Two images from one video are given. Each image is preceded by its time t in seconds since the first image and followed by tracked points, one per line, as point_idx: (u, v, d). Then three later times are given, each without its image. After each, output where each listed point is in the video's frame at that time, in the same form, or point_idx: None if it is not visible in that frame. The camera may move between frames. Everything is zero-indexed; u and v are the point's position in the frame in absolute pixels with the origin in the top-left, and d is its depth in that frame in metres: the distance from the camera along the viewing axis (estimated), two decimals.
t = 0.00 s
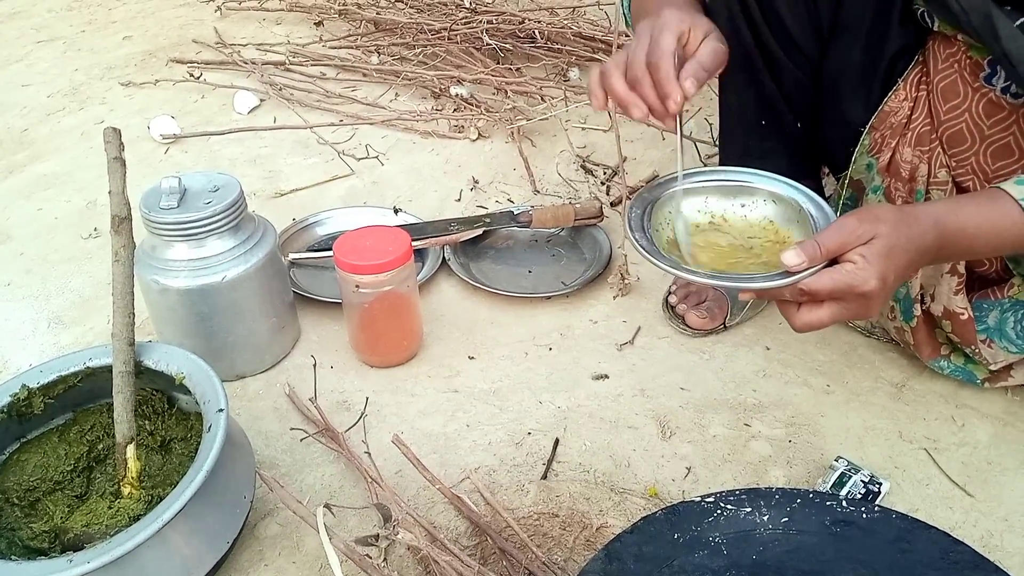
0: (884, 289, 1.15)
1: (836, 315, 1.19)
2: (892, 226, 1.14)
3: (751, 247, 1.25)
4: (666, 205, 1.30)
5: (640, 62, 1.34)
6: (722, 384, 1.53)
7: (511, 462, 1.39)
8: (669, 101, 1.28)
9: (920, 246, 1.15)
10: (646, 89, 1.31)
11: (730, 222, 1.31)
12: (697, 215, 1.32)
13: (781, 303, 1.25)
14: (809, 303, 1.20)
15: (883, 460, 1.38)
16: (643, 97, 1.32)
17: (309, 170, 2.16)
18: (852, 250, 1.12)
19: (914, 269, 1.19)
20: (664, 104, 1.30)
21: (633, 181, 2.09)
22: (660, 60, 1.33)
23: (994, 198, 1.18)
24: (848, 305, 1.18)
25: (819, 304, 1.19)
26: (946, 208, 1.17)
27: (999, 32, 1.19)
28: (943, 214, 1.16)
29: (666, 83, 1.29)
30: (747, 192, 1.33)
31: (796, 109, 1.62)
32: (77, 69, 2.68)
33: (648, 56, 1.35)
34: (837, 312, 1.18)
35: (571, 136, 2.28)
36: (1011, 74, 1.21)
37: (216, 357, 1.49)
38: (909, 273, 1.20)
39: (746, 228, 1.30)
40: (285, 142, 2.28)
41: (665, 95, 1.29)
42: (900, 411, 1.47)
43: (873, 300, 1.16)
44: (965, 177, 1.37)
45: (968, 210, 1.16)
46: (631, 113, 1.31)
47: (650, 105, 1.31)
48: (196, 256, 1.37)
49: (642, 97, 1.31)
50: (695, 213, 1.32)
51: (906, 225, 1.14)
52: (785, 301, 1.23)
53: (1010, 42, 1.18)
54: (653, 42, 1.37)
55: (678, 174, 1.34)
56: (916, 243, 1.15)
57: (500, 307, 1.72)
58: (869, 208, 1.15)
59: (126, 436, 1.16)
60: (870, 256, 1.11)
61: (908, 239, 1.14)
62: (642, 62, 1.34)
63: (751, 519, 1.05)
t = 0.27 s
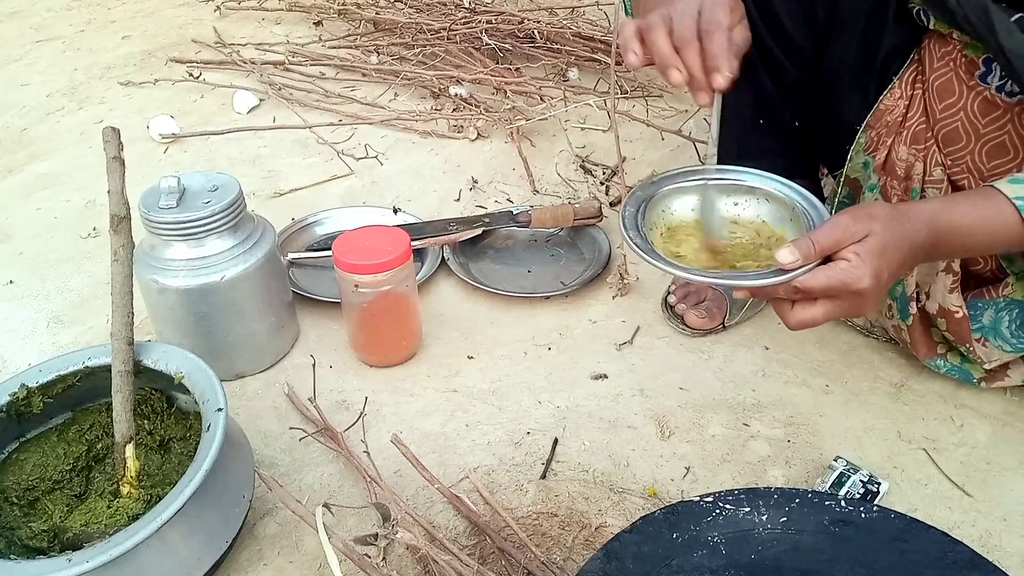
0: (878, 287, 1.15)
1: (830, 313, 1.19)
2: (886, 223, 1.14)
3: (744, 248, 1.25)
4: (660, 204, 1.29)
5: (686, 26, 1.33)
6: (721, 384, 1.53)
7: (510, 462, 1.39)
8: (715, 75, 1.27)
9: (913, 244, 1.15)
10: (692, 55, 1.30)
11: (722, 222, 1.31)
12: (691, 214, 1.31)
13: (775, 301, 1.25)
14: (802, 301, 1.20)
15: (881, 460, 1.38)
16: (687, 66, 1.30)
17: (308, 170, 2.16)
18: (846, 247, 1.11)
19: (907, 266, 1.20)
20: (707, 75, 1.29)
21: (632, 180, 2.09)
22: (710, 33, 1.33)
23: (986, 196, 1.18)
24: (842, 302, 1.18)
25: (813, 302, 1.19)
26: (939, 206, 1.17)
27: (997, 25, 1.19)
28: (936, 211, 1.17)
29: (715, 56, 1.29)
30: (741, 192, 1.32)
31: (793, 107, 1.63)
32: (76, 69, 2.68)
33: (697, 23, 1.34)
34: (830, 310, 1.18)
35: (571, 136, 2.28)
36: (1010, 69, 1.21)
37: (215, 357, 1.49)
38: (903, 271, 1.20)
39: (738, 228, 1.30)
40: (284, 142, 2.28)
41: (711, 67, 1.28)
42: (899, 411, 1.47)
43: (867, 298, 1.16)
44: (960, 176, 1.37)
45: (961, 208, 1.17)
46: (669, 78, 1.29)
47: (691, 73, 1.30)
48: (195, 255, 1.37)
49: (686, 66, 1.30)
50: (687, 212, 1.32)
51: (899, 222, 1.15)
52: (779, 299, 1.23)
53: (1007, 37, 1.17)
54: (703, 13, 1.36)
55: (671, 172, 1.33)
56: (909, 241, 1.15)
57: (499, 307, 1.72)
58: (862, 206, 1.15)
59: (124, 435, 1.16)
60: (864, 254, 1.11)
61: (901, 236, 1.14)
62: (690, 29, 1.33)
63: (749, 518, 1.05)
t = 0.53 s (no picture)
0: (880, 285, 1.15)
1: (832, 311, 1.19)
2: (888, 222, 1.14)
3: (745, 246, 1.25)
4: (660, 205, 1.29)
5: (694, 44, 1.32)
6: (721, 382, 1.53)
7: (510, 460, 1.39)
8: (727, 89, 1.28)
9: (915, 242, 1.15)
10: (703, 72, 1.29)
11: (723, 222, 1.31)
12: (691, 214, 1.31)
13: (777, 300, 1.25)
14: (804, 300, 1.20)
15: (881, 458, 1.38)
16: (697, 80, 1.30)
17: (307, 168, 2.16)
18: (848, 246, 1.12)
19: (909, 265, 1.20)
20: (718, 90, 1.29)
21: (632, 178, 2.09)
22: (718, 48, 1.32)
23: (989, 194, 1.18)
24: (844, 301, 1.18)
25: (815, 301, 1.19)
26: (941, 204, 1.17)
27: (998, 20, 1.19)
28: (937, 209, 1.17)
29: (726, 70, 1.29)
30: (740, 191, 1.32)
31: (793, 105, 1.65)
32: (75, 66, 2.68)
33: (704, 39, 1.33)
34: (833, 308, 1.18)
35: (571, 134, 2.28)
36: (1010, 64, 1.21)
37: (215, 355, 1.49)
38: (905, 270, 1.20)
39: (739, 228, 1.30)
40: (284, 140, 2.28)
41: (723, 81, 1.28)
42: (899, 409, 1.47)
43: (869, 297, 1.16)
44: (960, 174, 1.36)
45: (963, 206, 1.17)
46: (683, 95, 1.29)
47: (704, 89, 1.29)
48: (195, 253, 1.36)
49: (696, 81, 1.30)
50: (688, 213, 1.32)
51: (901, 221, 1.15)
52: (781, 299, 1.22)
53: (1010, 32, 1.18)
54: (708, 25, 1.36)
55: (670, 173, 1.33)
56: (911, 239, 1.15)
57: (499, 305, 1.72)
58: (863, 205, 1.15)
59: (124, 433, 1.16)
60: (866, 252, 1.11)
61: (903, 235, 1.14)
62: (697, 43, 1.32)
63: (749, 516, 1.05)
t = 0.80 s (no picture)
0: (880, 281, 1.14)
1: (832, 307, 1.19)
2: (888, 218, 1.14)
3: (744, 241, 1.25)
4: (659, 199, 1.29)
5: (700, 27, 1.31)
6: (721, 378, 1.53)
7: (510, 456, 1.39)
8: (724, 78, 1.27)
9: (916, 238, 1.15)
10: (703, 56, 1.29)
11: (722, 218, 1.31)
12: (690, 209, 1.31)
13: (777, 296, 1.25)
14: (804, 296, 1.20)
15: (881, 454, 1.38)
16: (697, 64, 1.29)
17: (307, 164, 2.16)
18: (848, 242, 1.11)
19: (909, 261, 1.19)
20: (716, 76, 1.29)
21: (633, 175, 2.08)
22: (722, 37, 1.31)
23: (989, 190, 1.18)
24: (844, 297, 1.17)
25: (815, 296, 1.19)
26: (942, 200, 1.17)
27: (999, 17, 1.18)
28: (939, 205, 1.16)
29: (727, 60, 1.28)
30: (740, 186, 1.32)
31: (792, 101, 1.64)
32: (75, 62, 2.67)
33: (709, 26, 1.32)
34: (832, 304, 1.18)
35: (571, 130, 2.28)
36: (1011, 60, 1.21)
37: (214, 351, 1.49)
38: (905, 266, 1.19)
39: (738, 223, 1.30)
40: (284, 136, 2.27)
41: (721, 70, 1.28)
42: (899, 406, 1.47)
43: (869, 293, 1.16)
44: (960, 171, 1.36)
45: (964, 202, 1.17)
46: (679, 74, 1.28)
47: (700, 73, 1.29)
48: (195, 249, 1.36)
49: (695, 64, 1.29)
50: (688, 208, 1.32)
51: (902, 217, 1.14)
52: (781, 294, 1.22)
53: (1011, 28, 1.17)
54: (715, 10, 1.34)
55: (671, 168, 1.33)
56: (912, 236, 1.15)
57: (499, 301, 1.72)
58: (864, 201, 1.15)
59: (124, 429, 1.16)
60: (866, 249, 1.11)
61: (904, 231, 1.14)
62: (702, 28, 1.31)
63: (750, 513, 1.05)
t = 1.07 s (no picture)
0: (874, 279, 1.14)
1: (826, 305, 1.19)
2: (884, 216, 1.14)
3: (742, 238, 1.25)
4: (657, 195, 1.29)
5: (719, 34, 1.27)
6: (719, 377, 1.53)
7: (508, 455, 1.39)
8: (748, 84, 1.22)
9: (911, 236, 1.15)
10: (725, 61, 1.23)
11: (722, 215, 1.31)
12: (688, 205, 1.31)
13: (771, 293, 1.25)
14: (798, 294, 1.20)
15: (879, 453, 1.38)
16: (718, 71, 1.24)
17: (305, 163, 2.15)
18: (843, 240, 1.11)
19: (905, 259, 1.19)
20: (739, 85, 1.23)
21: (631, 173, 2.08)
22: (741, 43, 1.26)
23: (986, 189, 1.18)
24: (838, 295, 1.17)
25: (809, 294, 1.19)
26: (938, 199, 1.17)
27: (997, 18, 1.18)
28: (934, 204, 1.16)
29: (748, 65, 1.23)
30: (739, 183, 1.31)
31: (790, 99, 1.63)
32: (73, 61, 2.67)
33: (728, 32, 1.27)
34: (826, 302, 1.18)
35: (569, 129, 2.27)
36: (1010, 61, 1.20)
37: (212, 350, 1.49)
38: (900, 264, 1.19)
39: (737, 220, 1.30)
40: (281, 135, 2.27)
41: (745, 77, 1.23)
42: (897, 405, 1.47)
43: (863, 291, 1.16)
44: (959, 170, 1.36)
45: (960, 201, 1.16)
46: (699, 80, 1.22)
47: (722, 79, 1.23)
48: (192, 247, 1.36)
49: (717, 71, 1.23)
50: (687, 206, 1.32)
51: (897, 215, 1.14)
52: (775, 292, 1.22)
53: (1008, 29, 1.17)
54: (728, 18, 1.30)
55: (670, 165, 1.33)
56: (907, 234, 1.15)
57: (497, 300, 1.71)
58: (860, 199, 1.15)
59: (120, 428, 1.15)
60: (861, 246, 1.11)
61: (899, 229, 1.14)
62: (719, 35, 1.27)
63: (747, 512, 1.05)
